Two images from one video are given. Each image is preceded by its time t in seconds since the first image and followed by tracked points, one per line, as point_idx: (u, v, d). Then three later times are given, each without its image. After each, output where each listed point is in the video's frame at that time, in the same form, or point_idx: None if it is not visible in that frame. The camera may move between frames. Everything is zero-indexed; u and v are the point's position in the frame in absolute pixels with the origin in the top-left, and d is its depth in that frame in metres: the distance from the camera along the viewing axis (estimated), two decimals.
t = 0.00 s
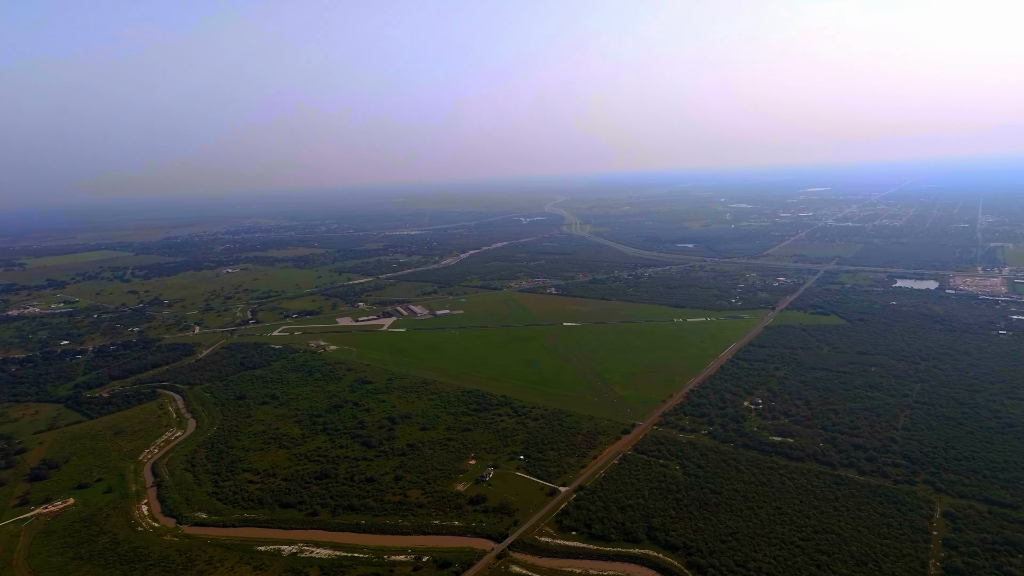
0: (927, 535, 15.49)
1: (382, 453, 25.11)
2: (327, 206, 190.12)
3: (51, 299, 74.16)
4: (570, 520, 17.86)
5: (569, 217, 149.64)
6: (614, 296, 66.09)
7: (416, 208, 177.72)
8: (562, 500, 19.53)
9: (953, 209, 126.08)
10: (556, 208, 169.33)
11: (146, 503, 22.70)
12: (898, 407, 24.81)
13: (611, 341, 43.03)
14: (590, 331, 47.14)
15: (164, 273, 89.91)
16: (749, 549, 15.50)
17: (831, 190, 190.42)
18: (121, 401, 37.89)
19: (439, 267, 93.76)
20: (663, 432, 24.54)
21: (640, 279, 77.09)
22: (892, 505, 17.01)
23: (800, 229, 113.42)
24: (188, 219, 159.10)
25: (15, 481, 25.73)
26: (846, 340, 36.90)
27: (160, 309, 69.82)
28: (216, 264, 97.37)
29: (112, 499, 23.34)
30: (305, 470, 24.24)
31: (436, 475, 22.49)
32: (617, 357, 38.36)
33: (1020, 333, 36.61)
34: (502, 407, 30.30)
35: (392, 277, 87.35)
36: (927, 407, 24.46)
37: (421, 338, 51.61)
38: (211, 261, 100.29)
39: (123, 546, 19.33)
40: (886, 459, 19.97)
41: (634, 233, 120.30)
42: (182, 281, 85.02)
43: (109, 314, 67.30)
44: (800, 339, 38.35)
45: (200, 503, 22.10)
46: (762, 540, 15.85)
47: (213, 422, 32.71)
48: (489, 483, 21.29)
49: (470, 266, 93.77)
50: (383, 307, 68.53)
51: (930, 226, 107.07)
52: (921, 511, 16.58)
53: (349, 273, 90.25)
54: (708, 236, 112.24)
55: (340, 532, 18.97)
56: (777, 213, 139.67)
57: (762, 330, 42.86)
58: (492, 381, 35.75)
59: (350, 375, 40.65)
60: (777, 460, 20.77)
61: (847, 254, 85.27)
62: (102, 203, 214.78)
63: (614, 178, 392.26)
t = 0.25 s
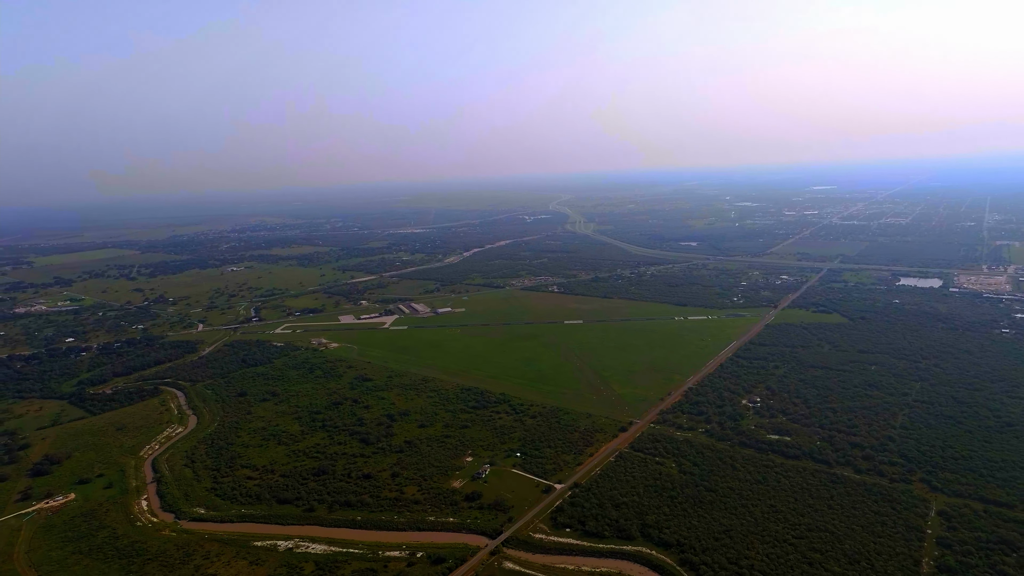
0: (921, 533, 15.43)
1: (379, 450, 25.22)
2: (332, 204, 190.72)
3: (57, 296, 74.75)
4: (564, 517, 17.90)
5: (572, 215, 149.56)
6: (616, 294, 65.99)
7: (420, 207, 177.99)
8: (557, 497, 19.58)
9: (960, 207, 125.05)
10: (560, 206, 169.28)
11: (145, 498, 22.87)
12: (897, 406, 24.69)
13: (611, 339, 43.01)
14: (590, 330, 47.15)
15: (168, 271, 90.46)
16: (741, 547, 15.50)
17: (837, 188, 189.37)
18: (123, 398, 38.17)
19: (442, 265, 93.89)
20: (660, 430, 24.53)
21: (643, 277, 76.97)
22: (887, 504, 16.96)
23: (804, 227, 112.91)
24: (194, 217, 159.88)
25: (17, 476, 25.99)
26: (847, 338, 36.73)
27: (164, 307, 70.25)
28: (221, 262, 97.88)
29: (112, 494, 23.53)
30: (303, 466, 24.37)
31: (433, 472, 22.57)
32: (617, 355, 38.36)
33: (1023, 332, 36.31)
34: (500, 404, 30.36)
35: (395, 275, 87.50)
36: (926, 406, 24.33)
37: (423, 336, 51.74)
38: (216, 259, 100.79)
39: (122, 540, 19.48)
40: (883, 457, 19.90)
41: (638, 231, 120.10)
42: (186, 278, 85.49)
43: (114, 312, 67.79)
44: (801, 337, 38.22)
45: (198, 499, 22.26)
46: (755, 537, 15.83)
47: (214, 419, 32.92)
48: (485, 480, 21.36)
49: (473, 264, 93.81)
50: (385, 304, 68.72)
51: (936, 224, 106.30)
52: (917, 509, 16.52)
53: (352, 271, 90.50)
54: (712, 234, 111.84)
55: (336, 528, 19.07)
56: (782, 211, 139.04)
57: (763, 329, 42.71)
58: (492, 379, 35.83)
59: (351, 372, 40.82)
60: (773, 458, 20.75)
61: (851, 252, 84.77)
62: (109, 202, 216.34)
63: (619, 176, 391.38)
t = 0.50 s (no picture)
0: (915, 531, 15.38)
1: (377, 446, 25.36)
2: (337, 201, 191.11)
3: (63, 293, 75.33)
4: (558, 513, 17.97)
5: (577, 212, 149.38)
6: (618, 291, 65.88)
7: (425, 204, 178.02)
8: (553, 493, 19.63)
9: (968, 204, 123.92)
10: (565, 203, 169.02)
11: (145, 493, 23.06)
12: (896, 404, 24.56)
13: (612, 336, 43.01)
14: (591, 326, 47.12)
15: (174, 268, 90.91)
16: (734, 544, 15.51)
17: (844, 185, 187.91)
18: (126, 393, 38.45)
19: (445, 262, 93.99)
20: (658, 427, 24.52)
21: (646, 275, 76.78)
22: (883, 502, 16.92)
23: (809, 224, 112.20)
24: (200, 214, 160.67)
25: (20, 470, 26.26)
26: (848, 336, 36.56)
27: (169, 303, 70.67)
28: (226, 259, 98.28)
29: (112, 488, 23.75)
30: (302, 462, 24.52)
31: (430, 468, 22.66)
32: (617, 352, 38.35)
33: None
34: (499, 401, 30.45)
35: (398, 272, 87.64)
36: (926, 404, 24.19)
37: (424, 332, 51.86)
38: (221, 255, 101.28)
39: (121, 534, 19.66)
40: (881, 455, 19.80)
41: (642, 228, 119.72)
42: (191, 275, 85.97)
43: (119, 308, 68.25)
44: (802, 335, 38.06)
45: (198, 493, 22.45)
46: (749, 535, 15.84)
47: (215, 414, 33.16)
48: (481, 477, 21.44)
49: (476, 261, 93.88)
50: (387, 301, 68.86)
51: (943, 221, 105.41)
52: (912, 507, 16.47)
53: (355, 268, 90.72)
54: (716, 232, 111.37)
55: (332, 523, 19.19)
56: (788, 208, 138.21)
57: (764, 326, 42.58)
58: (492, 375, 35.91)
59: (352, 368, 40.97)
60: (770, 456, 20.71)
61: (856, 249, 84.25)
62: (116, 199, 217.63)
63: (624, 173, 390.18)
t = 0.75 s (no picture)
0: (910, 527, 15.35)
1: (377, 440, 25.51)
2: (342, 197, 191.53)
3: (70, 288, 75.99)
4: (554, 507, 18.04)
5: (582, 208, 149.03)
6: (621, 287, 65.76)
7: (430, 199, 178.07)
8: (549, 488, 19.70)
9: (977, 199, 122.53)
10: (570, 199, 168.62)
11: (147, 485, 23.31)
12: (896, 400, 24.42)
13: (613, 332, 42.99)
14: (593, 322, 47.11)
15: (180, 263, 91.52)
16: (728, 539, 15.52)
17: (852, 180, 186.31)
18: (131, 387, 38.85)
19: (449, 258, 94.10)
20: (656, 422, 24.54)
21: (649, 270, 76.60)
22: (879, 497, 16.88)
23: (816, 220, 111.43)
24: (207, 210, 161.42)
25: (25, 463, 26.61)
26: (850, 332, 36.35)
27: (175, 298, 71.18)
28: (231, 254, 98.79)
29: (115, 481, 24.02)
30: (301, 455, 24.71)
31: (427, 462, 22.77)
32: (618, 347, 38.32)
33: None
34: (498, 395, 30.55)
35: (402, 268, 87.84)
36: (926, 400, 24.05)
37: (426, 327, 51.99)
38: (226, 251, 101.80)
39: (122, 525, 19.90)
40: (878, 451, 19.74)
41: (647, 224, 119.36)
42: (197, 270, 86.52)
43: (126, 303, 68.84)
44: (804, 331, 37.90)
45: (198, 486, 22.67)
46: (743, 530, 15.84)
47: (217, 408, 33.44)
48: (479, 471, 21.54)
49: (480, 256, 93.95)
50: (391, 297, 69.06)
51: (951, 216, 104.35)
52: (908, 503, 16.41)
53: (360, 263, 90.98)
54: (721, 227, 110.82)
55: (330, 516, 19.35)
56: (794, 204, 137.24)
57: (766, 322, 42.42)
58: (492, 370, 36.01)
59: (353, 363, 41.15)
60: (767, 452, 20.68)
61: (862, 245, 83.63)
62: (125, 195, 219.21)
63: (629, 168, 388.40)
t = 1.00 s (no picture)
0: (905, 522, 15.31)
1: (376, 434, 25.66)
2: (348, 192, 192.00)
3: (78, 282, 76.65)
4: (549, 501, 18.12)
5: (587, 202, 148.69)
6: (625, 281, 65.64)
7: (435, 194, 178.11)
8: (545, 481, 19.78)
9: (987, 194, 121.17)
10: (575, 193, 168.19)
11: (149, 477, 23.57)
12: (896, 395, 24.28)
13: (615, 326, 42.97)
14: (595, 317, 47.07)
15: (186, 258, 92.13)
16: (722, 533, 15.54)
17: (860, 174, 184.71)
18: (135, 380, 39.25)
19: (453, 253, 94.21)
20: (654, 417, 24.55)
21: (653, 265, 76.41)
22: (874, 492, 16.84)
23: (822, 214, 110.64)
24: (214, 205, 162.21)
25: (31, 454, 26.98)
26: (853, 327, 36.15)
27: (181, 292, 71.71)
28: (237, 249, 99.34)
29: (117, 472, 24.28)
30: (301, 448, 24.90)
31: (426, 455, 22.89)
32: (620, 342, 38.31)
33: None
34: (498, 389, 30.65)
35: (406, 262, 88.03)
36: (926, 395, 23.91)
37: (428, 322, 52.14)
38: (232, 246, 102.35)
39: (124, 516, 20.16)
40: (875, 446, 19.67)
41: (652, 218, 118.96)
42: (203, 265, 87.06)
43: (132, 297, 69.43)
44: (806, 325, 37.73)
45: (199, 478, 22.90)
46: (737, 524, 15.85)
47: (220, 402, 33.73)
48: (476, 464, 21.63)
49: (484, 251, 93.97)
50: (394, 291, 69.27)
51: (960, 211, 103.31)
52: (903, 498, 16.36)
53: (364, 258, 91.28)
54: (727, 222, 110.26)
55: (328, 508, 19.52)
56: (801, 198, 136.24)
57: (769, 316, 42.24)
58: (493, 365, 36.10)
59: (355, 357, 41.32)
60: (764, 446, 20.65)
61: (869, 239, 82.97)
62: (133, 190, 220.84)
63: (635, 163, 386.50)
